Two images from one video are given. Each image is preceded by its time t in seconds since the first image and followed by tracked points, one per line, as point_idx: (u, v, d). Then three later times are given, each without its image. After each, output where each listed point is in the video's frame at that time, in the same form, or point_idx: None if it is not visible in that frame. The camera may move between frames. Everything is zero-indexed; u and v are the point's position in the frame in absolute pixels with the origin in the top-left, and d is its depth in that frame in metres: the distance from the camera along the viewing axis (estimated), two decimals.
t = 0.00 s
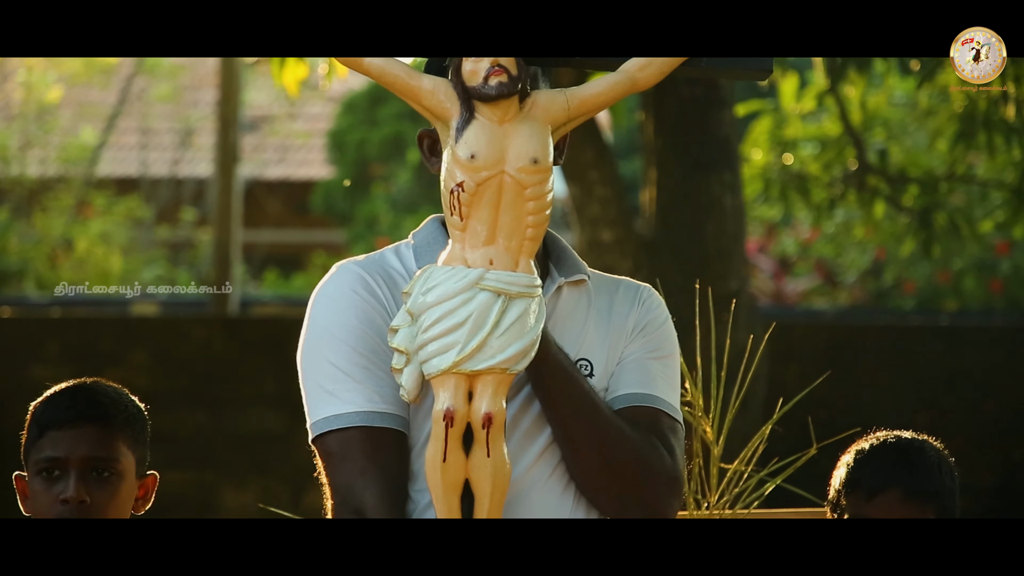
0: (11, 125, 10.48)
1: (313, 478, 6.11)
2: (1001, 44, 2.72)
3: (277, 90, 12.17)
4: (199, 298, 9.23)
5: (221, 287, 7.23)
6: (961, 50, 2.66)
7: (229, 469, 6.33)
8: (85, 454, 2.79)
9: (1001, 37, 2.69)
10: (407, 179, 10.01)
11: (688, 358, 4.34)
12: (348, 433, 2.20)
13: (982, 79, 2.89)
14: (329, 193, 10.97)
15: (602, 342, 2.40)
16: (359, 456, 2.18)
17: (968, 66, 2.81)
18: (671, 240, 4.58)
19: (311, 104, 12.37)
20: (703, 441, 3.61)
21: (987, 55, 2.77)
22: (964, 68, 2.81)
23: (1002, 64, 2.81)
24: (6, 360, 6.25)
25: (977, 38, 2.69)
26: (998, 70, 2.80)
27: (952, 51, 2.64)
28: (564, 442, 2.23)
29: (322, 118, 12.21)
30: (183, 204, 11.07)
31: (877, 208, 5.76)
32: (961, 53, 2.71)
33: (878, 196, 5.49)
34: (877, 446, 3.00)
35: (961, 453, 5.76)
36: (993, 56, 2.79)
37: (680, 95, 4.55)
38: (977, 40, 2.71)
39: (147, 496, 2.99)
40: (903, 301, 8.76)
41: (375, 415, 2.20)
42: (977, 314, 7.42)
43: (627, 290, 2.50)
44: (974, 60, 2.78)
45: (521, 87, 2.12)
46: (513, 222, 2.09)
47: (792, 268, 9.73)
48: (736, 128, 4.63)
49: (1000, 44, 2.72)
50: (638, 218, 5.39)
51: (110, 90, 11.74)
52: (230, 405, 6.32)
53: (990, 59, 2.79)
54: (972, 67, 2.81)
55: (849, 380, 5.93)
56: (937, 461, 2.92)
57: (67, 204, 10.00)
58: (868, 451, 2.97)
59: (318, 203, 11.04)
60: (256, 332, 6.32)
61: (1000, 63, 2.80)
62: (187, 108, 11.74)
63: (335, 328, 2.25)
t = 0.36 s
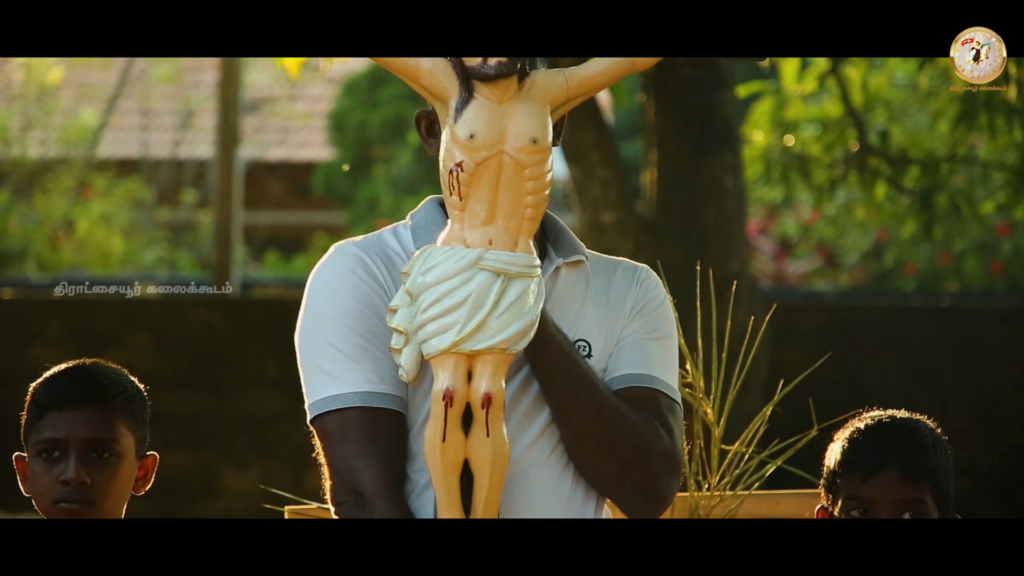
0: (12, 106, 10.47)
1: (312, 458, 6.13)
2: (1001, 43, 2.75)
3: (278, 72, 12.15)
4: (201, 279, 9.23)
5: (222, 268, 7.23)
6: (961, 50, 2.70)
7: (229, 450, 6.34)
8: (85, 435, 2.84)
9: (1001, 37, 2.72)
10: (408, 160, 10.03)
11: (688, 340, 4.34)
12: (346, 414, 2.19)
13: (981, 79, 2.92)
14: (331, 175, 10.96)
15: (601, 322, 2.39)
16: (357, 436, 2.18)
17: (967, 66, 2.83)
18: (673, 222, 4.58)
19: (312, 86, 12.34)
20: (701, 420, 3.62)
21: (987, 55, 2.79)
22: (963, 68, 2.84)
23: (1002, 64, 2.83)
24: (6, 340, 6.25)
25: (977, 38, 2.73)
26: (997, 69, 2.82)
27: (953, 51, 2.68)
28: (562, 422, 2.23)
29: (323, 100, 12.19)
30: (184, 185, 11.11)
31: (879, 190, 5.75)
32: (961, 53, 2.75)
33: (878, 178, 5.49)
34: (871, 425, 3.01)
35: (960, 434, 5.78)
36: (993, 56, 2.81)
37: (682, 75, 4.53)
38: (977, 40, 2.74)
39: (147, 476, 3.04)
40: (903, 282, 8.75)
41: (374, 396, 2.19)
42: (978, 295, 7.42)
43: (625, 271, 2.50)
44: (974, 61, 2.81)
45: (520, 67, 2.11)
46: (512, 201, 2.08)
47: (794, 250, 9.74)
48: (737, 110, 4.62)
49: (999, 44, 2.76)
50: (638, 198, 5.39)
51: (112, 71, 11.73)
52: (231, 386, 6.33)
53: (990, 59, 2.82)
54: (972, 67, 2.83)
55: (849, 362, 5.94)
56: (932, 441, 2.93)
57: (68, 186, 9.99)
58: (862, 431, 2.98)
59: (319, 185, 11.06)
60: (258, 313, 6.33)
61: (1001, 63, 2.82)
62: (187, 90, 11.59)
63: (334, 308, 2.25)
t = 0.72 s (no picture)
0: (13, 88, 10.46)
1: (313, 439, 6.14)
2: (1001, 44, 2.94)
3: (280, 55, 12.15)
4: (202, 261, 9.24)
5: (224, 252, 7.23)
6: (962, 50, 2.93)
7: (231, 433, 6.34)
8: (85, 417, 2.88)
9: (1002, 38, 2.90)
10: (409, 143, 10.05)
11: (689, 322, 4.34)
12: (344, 396, 2.19)
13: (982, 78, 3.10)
14: (332, 158, 10.97)
15: (600, 304, 2.39)
16: (356, 417, 2.17)
17: (969, 65, 3.01)
18: (673, 204, 4.58)
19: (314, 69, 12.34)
20: (703, 402, 3.62)
21: (987, 55, 2.97)
22: (964, 68, 3.02)
23: (1002, 64, 3.00)
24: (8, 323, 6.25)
25: (977, 39, 2.94)
26: (998, 69, 2.99)
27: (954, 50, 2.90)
28: (560, 404, 2.22)
29: (324, 83, 12.19)
30: (185, 167, 11.18)
31: (880, 172, 5.74)
32: (961, 53, 2.95)
33: (881, 160, 5.49)
34: (876, 408, 3.01)
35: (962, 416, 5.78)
36: (993, 57, 2.98)
37: (684, 57, 4.53)
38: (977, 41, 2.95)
39: (147, 458, 3.09)
40: (904, 265, 8.74)
41: (373, 377, 2.19)
42: (979, 278, 7.43)
43: (624, 253, 2.49)
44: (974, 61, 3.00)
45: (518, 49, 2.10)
46: (511, 183, 2.08)
47: (796, 233, 9.75)
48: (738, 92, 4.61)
49: (1000, 45, 2.94)
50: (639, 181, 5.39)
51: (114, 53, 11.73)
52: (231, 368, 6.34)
53: (990, 59, 2.99)
54: (972, 66, 3.01)
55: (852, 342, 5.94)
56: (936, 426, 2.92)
57: (70, 168, 10.00)
58: (868, 414, 2.98)
59: (320, 168, 11.07)
60: (262, 295, 6.36)
61: (1000, 64, 2.99)
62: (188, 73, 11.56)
63: (332, 289, 2.24)
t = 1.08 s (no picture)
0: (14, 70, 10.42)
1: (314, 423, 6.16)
2: (1001, 44, 2.87)
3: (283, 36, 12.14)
4: (203, 245, 9.23)
5: (225, 236, 7.23)
6: (961, 50, 2.82)
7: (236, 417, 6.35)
8: (77, 401, 2.86)
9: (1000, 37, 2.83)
10: (410, 127, 10.06)
11: (691, 306, 4.34)
12: (343, 379, 2.18)
13: (982, 79, 3.05)
14: (333, 143, 10.95)
15: (597, 287, 2.38)
16: (355, 401, 2.17)
17: (969, 66, 2.96)
18: (676, 188, 4.57)
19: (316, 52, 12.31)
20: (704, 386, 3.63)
21: (987, 55, 2.92)
22: (964, 68, 2.96)
23: (1002, 64, 2.96)
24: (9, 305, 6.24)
25: (977, 38, 2.85)
26: (998, 69, 2.95)
27: (953, 50, 2.80)
28: (559, 387, 2.22)
29: (326, 66, 12.17)
30: (187, 151, 11.17)
31: (883, 156, 5.72)
32: (961, 53, 2.87)
33: (883, 143, 5.48)
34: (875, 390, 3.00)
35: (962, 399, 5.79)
36: (993, 57, 2.93)
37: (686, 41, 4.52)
38: (977, 41, 2.87)
39: (135, 439, 3.06)
40: (907, 249, 8.73)
41: (371, 360, 2.19)
42: (980, 262, 7.42)
43: (622, 236, 2.48)
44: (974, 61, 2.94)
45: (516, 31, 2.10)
46: (510, 166, 2.07)
47: (797, 216, 9.76)
48: (741, 75, 4.60)
49: (1000, 44, 2.88)
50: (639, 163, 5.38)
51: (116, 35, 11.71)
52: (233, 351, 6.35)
53: (990, 59, 2.94)
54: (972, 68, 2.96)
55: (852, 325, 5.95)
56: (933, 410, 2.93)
57: (71, 151, 10.00)
58: (865, 397, 2.97)
59: (322, 152, 11.08)
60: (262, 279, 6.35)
61: (1000, 63, 2.95)
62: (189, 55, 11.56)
63: (330, 273, 2.23)
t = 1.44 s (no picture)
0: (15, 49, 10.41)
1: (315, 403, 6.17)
2: (1001, 45, 2.93)
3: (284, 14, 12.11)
4: (204, 224, 9.23)
5: (226, 214, 7.23)
6: (961, 49, 2.89)
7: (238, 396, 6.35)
8: (57, 378, 2.81)
9: (1001, 38, 2.89)
10: (412, 107, 10.05)
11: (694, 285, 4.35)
12: (344, 359, 2.18)
13: (982, 78, 3.08)
14: (334, 122, 10.95)
15: (597, 267, 2.38)
16: (355, 380, 2.17)
17: (969, 66, 3.01)
18: (678, 167, 4.57)
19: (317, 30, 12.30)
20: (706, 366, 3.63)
21: (987, 55, 2.96)
22: (964, 68, 3.01)
23: (1001, 64, 3.00)
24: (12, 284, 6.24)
25: (977, 38, 2.91)
26: (998, 70, 2.99)
27: (953, 51, 2.87)
28: (558, 366, 2.22)
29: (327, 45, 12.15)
30: (188, 130, 11.17)
31: (884, 135, 5.72)
32: (961, 53, 2.93)
33: (885, 122, 5.47)
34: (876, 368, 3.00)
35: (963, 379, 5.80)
36: (993, 57, 2.98)
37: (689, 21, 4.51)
38: (977, 41, 2.92)
39: (121, 418, 3.00)
40: (908, 228, 8.72)
41: (371, 341, 2.19)
42: (981, 242, 7.41)
43: (622, 215, 2.48)
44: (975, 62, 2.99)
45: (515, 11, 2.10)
46: (509, 145, 2.07)
47: (798, 195, 9.78)
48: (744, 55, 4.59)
49: (1000, 44, 2.93)
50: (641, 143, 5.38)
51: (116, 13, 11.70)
52: (233, 329, 6.36)
53: (990, 59, 2.98)
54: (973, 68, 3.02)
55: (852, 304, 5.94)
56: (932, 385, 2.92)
57: (72, 129, 10.00)
58: (867, 376, 2.96)
59: (323, 132, 11.08)
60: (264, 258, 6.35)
61: (1000, 64, 2.99)
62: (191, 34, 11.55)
63: (330, 252, 2.23)
